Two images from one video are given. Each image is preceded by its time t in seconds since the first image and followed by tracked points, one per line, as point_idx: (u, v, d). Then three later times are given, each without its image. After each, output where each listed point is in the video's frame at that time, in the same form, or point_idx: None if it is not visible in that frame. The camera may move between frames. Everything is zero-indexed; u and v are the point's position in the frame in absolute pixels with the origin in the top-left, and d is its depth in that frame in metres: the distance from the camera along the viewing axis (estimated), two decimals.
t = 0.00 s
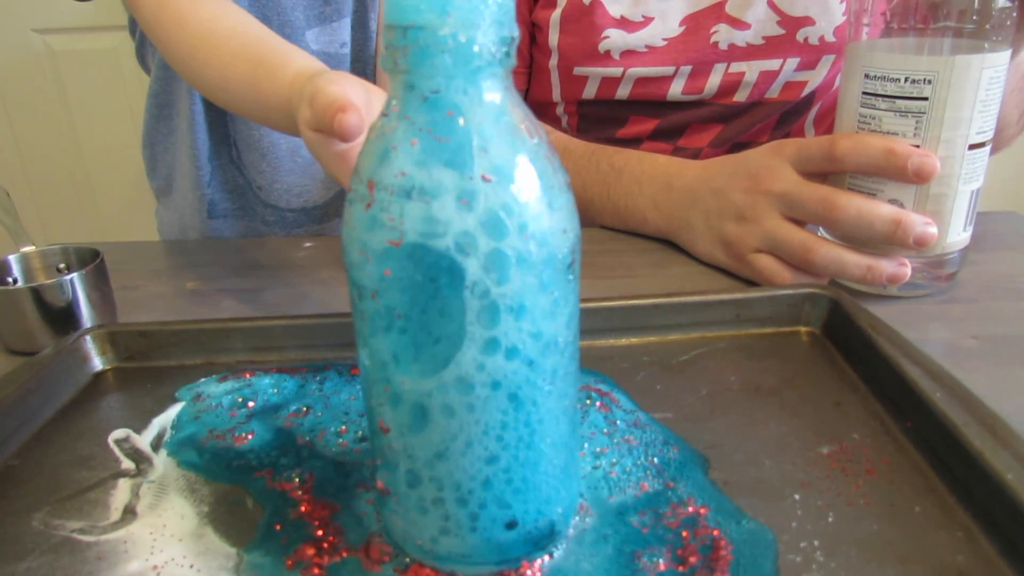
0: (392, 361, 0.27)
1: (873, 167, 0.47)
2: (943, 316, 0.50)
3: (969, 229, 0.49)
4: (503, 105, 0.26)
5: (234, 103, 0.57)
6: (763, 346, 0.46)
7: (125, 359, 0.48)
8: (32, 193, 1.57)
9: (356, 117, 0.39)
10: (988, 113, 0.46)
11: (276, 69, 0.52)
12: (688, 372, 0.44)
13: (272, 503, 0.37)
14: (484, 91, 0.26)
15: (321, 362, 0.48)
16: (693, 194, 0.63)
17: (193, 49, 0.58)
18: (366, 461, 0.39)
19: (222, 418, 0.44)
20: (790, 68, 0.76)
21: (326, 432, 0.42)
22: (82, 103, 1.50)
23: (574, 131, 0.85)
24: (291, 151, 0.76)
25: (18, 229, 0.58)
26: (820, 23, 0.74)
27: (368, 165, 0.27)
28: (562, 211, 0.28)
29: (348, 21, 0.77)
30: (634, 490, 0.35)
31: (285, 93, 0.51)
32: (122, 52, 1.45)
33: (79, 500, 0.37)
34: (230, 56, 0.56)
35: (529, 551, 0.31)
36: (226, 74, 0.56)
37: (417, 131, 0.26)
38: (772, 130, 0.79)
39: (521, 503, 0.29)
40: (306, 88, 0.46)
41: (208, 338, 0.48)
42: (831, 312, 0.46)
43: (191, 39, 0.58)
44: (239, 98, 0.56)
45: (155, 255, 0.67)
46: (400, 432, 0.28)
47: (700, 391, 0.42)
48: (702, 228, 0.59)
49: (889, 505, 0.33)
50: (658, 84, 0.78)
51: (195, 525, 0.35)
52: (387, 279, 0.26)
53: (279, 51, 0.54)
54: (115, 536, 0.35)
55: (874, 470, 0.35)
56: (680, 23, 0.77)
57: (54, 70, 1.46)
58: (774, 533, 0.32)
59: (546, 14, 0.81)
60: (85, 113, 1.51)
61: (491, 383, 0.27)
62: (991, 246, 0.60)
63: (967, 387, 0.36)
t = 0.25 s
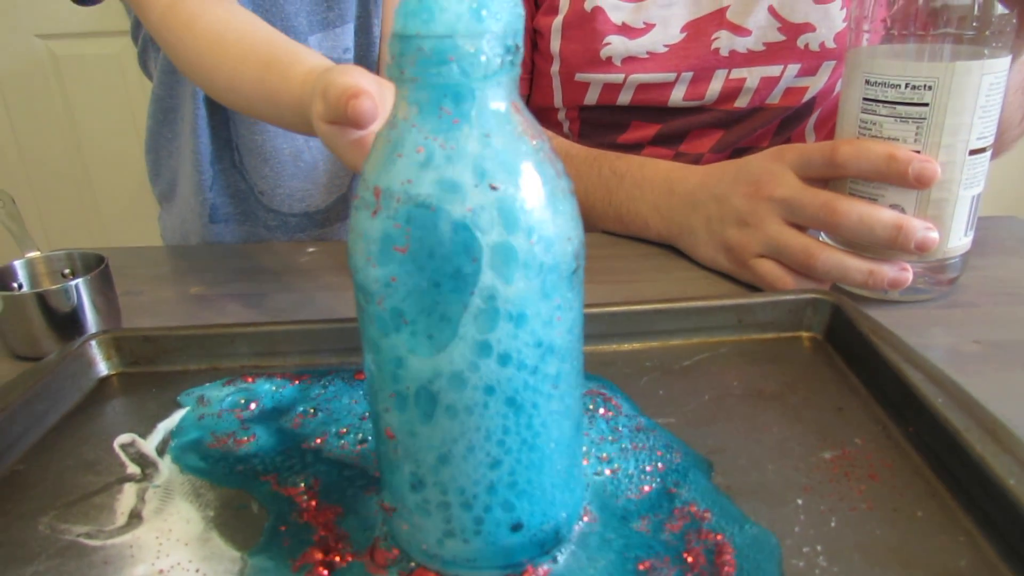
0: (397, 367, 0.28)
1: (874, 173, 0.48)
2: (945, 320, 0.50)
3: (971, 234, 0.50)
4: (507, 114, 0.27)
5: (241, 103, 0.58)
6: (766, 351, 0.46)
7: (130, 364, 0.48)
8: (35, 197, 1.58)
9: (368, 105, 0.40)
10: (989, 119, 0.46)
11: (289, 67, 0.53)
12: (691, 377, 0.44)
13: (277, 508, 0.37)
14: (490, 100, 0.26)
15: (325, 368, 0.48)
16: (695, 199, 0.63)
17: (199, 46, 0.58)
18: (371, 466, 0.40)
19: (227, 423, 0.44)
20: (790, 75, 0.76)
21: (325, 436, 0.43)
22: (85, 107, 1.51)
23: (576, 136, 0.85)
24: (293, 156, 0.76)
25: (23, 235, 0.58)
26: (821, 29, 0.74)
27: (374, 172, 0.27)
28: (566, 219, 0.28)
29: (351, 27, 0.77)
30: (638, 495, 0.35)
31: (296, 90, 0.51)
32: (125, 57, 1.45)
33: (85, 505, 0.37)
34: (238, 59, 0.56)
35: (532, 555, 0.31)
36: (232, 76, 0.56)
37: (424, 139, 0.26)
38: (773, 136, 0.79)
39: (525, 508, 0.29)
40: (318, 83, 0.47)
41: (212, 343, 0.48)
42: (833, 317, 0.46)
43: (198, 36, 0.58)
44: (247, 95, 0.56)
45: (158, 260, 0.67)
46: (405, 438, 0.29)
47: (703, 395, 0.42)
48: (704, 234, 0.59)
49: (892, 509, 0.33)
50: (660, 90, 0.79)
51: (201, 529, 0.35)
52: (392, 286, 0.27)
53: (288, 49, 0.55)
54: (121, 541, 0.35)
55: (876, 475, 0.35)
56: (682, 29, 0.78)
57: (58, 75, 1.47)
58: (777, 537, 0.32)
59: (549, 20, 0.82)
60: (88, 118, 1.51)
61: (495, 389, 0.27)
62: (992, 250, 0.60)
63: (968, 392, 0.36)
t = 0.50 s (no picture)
0: (404, 378, 0.28)
1: (876, 183, 0.48)
2: (946, 329, 0.50)
3: (972, 243, 0.50)
4: (514, 128, 0.27)
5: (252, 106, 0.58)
6: (767, 359, 0.46)
7: (137, 371, 0.49)
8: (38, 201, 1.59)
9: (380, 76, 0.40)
10: (989, 129, 0.46)
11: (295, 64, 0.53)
12: (693, 386, 0.44)
13: (282, 515, 0.37)
14: (497, 116, 0.27)
15: (330, 375, 0.49)
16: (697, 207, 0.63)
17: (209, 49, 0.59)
18: (376, 474, 0.40)
19: (233, 430, 0.44)
20: (792, 84, 0.77)
21: (326, 439, 0.43)
22: (89, 112, 1.51)
23: (579, 143, 0.86)
24: (299, 163, 0.77)
25: (30, 241, 0.59)
26: (823, 39, 0.75)
27: (381, 186, 0.27)
28: (571, 232, 0.28)
29: (357, 34, 0.78)
30: (642, 504, 0.36)
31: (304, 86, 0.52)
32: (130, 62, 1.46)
33: (93, 511, 0.37)
34: (244, 61, 0.57)
35: (536, 563, 0.31)
36: (243, 80, 0.57)
37: (431, 154, 0.26)
38: (774, 144, 0.80)
39: (529, 518, 0.30)
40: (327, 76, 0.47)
41: (218, 350, 0.49)
42: (835, 325, 0.46)
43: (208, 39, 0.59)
44: (255, 96, 0.57)
45: (163, 267, 0.68)
46: (412, 447, 0.29)
47: (705, 404, 0.43)
48: (706, 242, 0.60)
49: (893, 518, 0.34)
50: (663, 98, 0.79)
51: (208, 536, 0.36)
52: (400, 297, 0.27)
53: (298, 47, 0.55)
54: (129, 547, 0.35)
55: (877, 484, 0.36)
56: (685, 38, 0.78)
57: (62, 80, 1.47)
58: (779, 546, 0.32)
59: (552, 28, 0.82)
60: (91, 122, 1.52)
61: (501, 400, 0.28)
62: (993, 259, 0.61)
63: (969, 401, 0.36)
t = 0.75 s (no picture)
0: (418, 427, 0.29)
1: (873, 221, 0.49)
2: (944, 361, 0.51)
3: (968, 276, 0.51)
4: (524, 189, 0.29)
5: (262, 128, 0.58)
6: (768, 394, 0.47)
7: (152, 407, 0.50)
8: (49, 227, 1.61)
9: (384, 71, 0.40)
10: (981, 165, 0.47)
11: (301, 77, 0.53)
12: (696, 421, 0.45)
13: (296, 553, 0.38)
14: (507, 177, 0.28)
15: (340, 410, 0.50)
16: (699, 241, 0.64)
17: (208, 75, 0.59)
18: (387, 511, 0.41)
19: (247, 466, 0.45)
20: (792, 116, 0.78)
21: (343, 473, 0.45)
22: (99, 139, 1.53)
23: (583, 174, 0.88)
24: (309, 198, 0.78)
25: (48, 277, 0.60)
26: (821, 72, 0.77)
27: (398, 243, 0.29)
28: (577, 286, 0.29)
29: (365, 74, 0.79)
30: (646, 541, 0.36)
31: (310, 102, 0.51)
32: (139, 89, 1.48)
33: (112, 548, 0.38)
34: (251, 83, 0.56)
35: None
36: (248, 101, 0.56)
37: (445, 213, 0.28)
38: (775, 174, 0.81)
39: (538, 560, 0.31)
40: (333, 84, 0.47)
41: (232, 386, 0.50)
42: (834, 360, 0.47)
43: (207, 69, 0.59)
44: (262, 116, 0.56)
45: (175, 300, 0.69)
46: (426, 492, 0.30)
47: (708, 439, 0.43)
48: (709, 275, 0.61)
49: (892, 556, 0.34)
50: (665, 130, 0.81)
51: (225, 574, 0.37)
52: (415, 350, 0.28)
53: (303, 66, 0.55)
54: None
55: (877, 521, 0.37)
56: (686, 72, 0.80)
57: (73, 107, 1.50)
58: None
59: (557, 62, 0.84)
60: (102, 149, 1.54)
61: (510, 448, 0.29)
62: (991, 289, 0.62)
63: (965, 438, 0.37)
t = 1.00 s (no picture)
0: (415, 462, 0.30)
1: (866, 257, 0.50)
2: (939, 395, 0.51)
3: (961, 310, 0.52)
4: (520, 230, 0.30)
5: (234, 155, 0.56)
6: (765, 428, 0.48)
7: (156, 442, 0.51)
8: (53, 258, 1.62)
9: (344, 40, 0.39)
10: (973, 203, 0.48)
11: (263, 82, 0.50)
12: (694, 454, 0.46)
13: None
14: (503, 220, 0.29)
15: (342, 444, 0.50)
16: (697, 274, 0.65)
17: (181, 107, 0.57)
18: (387, 547, 0.42)
19: (247, 500, 0.46)
20: (788, 150, 0.80)
21: (354, 508, 0.45)
22: (104, 171, 1.55)
23: (583, 207, 0.89)
24: (307, 231, 0.79)
25: (54, 312, 0.61)
26: (817, 108, 0.79)
27: (397, 283, 0.30)
28: (571, 325, 0.30)
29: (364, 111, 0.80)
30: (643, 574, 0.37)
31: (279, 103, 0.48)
32: (145, 122, 1.50)
33: None
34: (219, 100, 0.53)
35: None
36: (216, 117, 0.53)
37: (442, 254, 0.29)
38: (773, 209, 0.82)
39: None
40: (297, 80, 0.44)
41: (234, 421, 0.51)
42: (829, 394, 0.48)
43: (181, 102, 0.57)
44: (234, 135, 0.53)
45: (178, 334, 0.70)
46: (422, 527, 0.30)
47: (705, 473, 0.44)
48: (706, 308, 0.62)
49: None
50: (664, 163, 0.82)
51: None
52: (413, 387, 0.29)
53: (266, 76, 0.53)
54: None
55: (871, 555, 0.37)
56: (685, 107, 0.81)
57: (78, 140, 1.52)
58: None
59: (557, 97, 0.85)
60: (106, 181, 1.56)
61: (506, 483, 0.29)
62: (986, 322, 0.62)
63: (958, 473, 0.38)
